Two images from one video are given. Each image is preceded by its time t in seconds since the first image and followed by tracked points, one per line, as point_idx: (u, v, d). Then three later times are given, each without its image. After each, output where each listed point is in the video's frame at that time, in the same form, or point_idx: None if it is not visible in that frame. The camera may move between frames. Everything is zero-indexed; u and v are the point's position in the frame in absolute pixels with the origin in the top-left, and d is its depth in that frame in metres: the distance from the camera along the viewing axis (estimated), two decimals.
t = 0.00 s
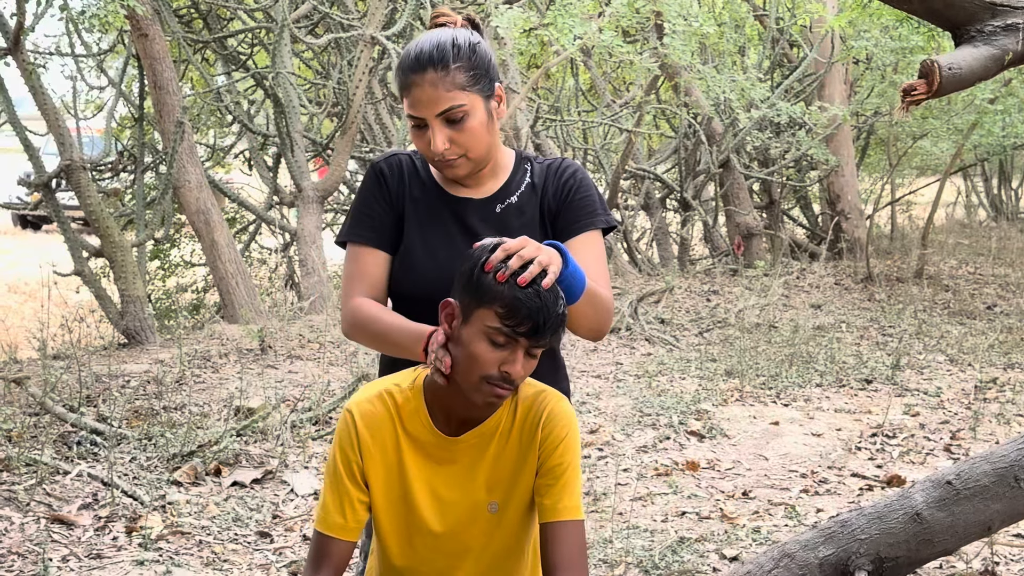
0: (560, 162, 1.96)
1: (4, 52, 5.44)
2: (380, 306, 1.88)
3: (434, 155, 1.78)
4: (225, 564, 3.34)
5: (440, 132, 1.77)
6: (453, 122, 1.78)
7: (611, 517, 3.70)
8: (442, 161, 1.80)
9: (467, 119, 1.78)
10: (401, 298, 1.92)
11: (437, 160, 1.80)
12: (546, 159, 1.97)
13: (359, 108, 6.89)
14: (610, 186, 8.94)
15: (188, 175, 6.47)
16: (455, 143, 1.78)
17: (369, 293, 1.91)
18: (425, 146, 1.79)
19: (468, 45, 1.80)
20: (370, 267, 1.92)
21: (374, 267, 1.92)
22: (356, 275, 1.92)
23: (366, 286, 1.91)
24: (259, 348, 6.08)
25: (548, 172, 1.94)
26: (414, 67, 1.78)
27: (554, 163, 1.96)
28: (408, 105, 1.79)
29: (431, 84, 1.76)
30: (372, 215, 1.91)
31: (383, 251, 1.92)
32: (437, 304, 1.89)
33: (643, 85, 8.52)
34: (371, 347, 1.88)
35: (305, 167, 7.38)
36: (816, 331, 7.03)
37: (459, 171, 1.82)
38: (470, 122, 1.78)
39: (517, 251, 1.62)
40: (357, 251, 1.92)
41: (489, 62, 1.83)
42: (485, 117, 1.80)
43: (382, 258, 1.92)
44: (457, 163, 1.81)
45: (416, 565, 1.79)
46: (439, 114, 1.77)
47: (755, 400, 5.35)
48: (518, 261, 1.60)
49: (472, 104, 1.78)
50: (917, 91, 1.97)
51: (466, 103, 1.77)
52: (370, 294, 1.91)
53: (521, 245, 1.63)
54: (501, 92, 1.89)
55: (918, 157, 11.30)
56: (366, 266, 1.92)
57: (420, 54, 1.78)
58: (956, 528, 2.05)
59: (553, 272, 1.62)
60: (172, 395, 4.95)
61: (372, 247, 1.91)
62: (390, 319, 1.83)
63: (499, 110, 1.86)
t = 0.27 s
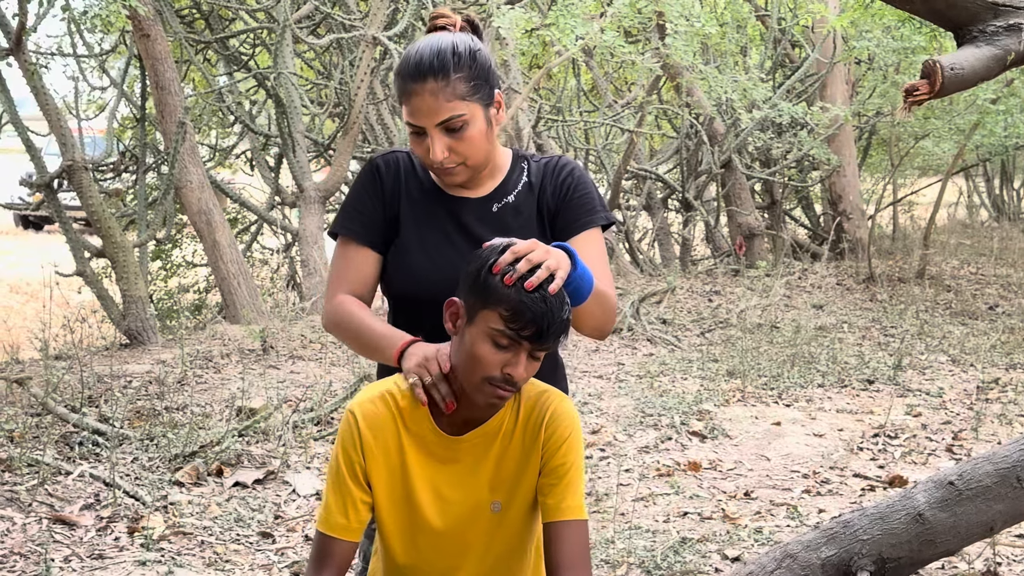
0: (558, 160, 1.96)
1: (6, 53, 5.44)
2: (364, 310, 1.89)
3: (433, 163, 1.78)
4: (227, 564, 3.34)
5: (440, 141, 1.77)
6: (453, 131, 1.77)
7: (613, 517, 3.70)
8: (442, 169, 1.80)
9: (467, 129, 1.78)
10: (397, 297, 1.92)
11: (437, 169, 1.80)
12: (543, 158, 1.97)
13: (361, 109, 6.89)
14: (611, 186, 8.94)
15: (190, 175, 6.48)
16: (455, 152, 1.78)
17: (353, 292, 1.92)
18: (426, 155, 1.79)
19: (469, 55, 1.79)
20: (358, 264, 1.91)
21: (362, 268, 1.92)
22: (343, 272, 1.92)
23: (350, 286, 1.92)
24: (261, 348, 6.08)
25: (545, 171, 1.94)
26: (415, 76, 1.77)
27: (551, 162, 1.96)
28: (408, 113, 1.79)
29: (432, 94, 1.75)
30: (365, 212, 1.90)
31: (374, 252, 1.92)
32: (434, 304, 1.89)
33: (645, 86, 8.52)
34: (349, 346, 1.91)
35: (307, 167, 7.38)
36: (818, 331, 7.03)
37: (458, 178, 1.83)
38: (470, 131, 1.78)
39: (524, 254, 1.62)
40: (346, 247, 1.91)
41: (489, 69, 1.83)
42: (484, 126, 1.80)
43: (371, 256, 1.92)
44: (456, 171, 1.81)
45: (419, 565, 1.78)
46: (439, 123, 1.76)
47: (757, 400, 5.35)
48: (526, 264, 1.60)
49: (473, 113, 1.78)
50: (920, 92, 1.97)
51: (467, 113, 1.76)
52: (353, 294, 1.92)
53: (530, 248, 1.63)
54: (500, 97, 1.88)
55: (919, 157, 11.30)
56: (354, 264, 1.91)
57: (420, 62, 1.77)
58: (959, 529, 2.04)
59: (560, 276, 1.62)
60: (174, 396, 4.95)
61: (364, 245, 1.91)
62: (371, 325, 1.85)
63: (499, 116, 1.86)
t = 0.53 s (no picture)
0: (555, 157, 1.96)
1: (8, 53, 5.45)
2: (335, 303, 1.90)
3: (431, 165, 1.78)
4: (229, 564, 3.34)
5: (438, 144, 1.77)
6: (450, 134, 1.77)
7: (615, 517, 3.70)
8: (439, 171, 1.80)
9: (465, 132, 1.78)
10: (394, 295, 1.92)
11: (435, 172, 1.80)
12: (540, 155, 1.97)
13: (362, 109, 6.89)
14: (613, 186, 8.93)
15: (192, 175, 6.48)
16: (452, 155, 1.78)
17: (323, 280, 1.92)
18: (424, 159, 1.79)
19: (466, 57, 1.79)
20: (337, 255, 1.91)
21: (341, 261, 1.91)
22: (321, 261, 1.91)
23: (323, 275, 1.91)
24: (263, 348, 6.08)
25: (542, 168, 1.94)
26: (412, 80, 1.76)
27: (548, 160, 1.96)
28: (405, 116, 1.78)
29: (429, 98, 1.75)
30: (359, 208, 1.89)
31: (362, 248, 1.92)
32: (431, 302, 1.90)
33: (647, 86, 8.52)
34: (309, 332, 1.91)
35: (309, 167, 7.38)
36: (820, 331, 7.02)
37: (455, 180, 1.83)
38: (468, 134, 1.78)
39: (519, 252, 1.62)
40: (332, 236, 1.90)
41: (486, 70, 1.82)
42: (482, 128, 1.81)
43: (352, 250, 1.91)
44: (454, 173, 1.81)
45: (418, 565, 1.78)
46: (437, 126, 1.76)
47: (759, 400, 5.35)
48: (520, 262, 1.60)
49: (470, 116, 1.77)
50: (921, 91, 1.96)
51: (464, 116, 1.76)
52: (323, 281, 1.91)
53: (524, 246, 1.63)
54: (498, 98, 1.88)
55: (921, 157, 11.29)
56: (335, 256, 1.91)
57: (417, 66, 1.76)
58: (962, 529, 2.04)
59: (555, 274, 1.61)
60: (176, 396, 4.96)
61: (357, 242, 1.90)
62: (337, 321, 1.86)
63: (497, 117, 1.85)
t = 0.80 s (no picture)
0: (550, 154, 1.96)
1: (10, 53, 5.45)
2: (318, 301, 1.88)
3: (425, 168, 1.78)
4: (232, 563, 3.34)
5: (433, 148, 1.76)
6: (445, 138, 1.76)
7: (618, 516, 3.70)
8: (435, 174, 1.80)
9: (460, 134, 1.77)
10: (390, 296, 1.92)
11: (431, 175, 1.80)
12: (535, 152, 1.97)
13: (364, 108, 6.89)
14: (615, 185, 8.93)
15: (194, 175, 6.48)
16: (448, 157, 1.78)
17: (310, 279, 1.91)
18: (419, 162, 1.78)
19: (457, 58, 1.78)
20: (325, 255, 1.91)
21: (331, 260, 1.91)
22: (310, 259, 1.91)
23: (311, 274, 1.91)
24: (265, 348, 6.08)
25: (536, 165, 1.94)
26: (403, 84, 1.75)
27: (543, 156, 1.96)
28: (398, 121, 1.77)
29: (422, 102, 1.73)
30: (353, 209, 1.89)
31: (354, 247, 1.91)
32: (429, 302, 1.89)
33: (648, 85, 8.52)
34: (291, 330, 1.90)
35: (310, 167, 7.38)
36: (823, 330, 7.02)
37: (451, 181, 1.83)
38: (462, 136, 1.78)
39: (519, 254, 1.61)
40: (321, 235, 1.90)
41: (477, 70, 1.81)
42: (476, 129, 1.80)
43: (341, 249, 1.91)
44: (449, 174, 1.81)
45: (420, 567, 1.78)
46: (431, 130, 1.75)
47: (762, 399, 5.35)
48: (520, 264, 1.59)
49: (464, 117, 1.77)
50: (925, 89, 1.95)
51: (458, 119, 1.76)
52: (310, 281, 1.91)
53: (525, 247, 1.62)
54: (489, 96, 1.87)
55: (923, 155, 11.29)
56: (325, 255, 1.91)
57: (408, 69, 1.75)
58: (965, 527, 2.04)
59: (555, 276, 1.61)
60: (178, 395, 4.96)
61: (349, 242, 1.90)
62: (319, 322, 1.84)
63: (489, 115, 1.85)
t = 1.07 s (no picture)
0: (546, 152, 1.96)
1: (12, 53, 5.45)
2: (321, 308, 1.89)
3: (421, 170, 1.78)
4: (234, 563, 3.34)
5: (428, 150, 1.76)
6: (439, 139, 1.77)
7: (621, 515, 3.70)
8: (432, 176, 1.80)
9: (454, 136, 1.77)
10: (388, 297, 1.91)
11: (428, 177, 1.80)
12: (531, 150, 1.97)
13: (366, 108, 6.89)
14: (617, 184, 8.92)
15: (196, 175, 6.49)
16: (444, 158, 1.78)
17: (312, 287, 1.91)
18: (415, 165, 1.78)
19: (447, 60, 1.77)
20: (325, 261, 1.91)
21: (331, 265, 1.91)
22: (310, 267, 1.91)
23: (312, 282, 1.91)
24: (268, 347, 6.08)
25: (533, 163, 1.94)
26: (394, 89, 1.74)
27: (540, 154, 1.96)
28: (391, 125, 1.77)
29: (414, 106, 1.73)
30: (349, 211, 1.89)
31: (352, 250, 1.91)
32: (427, 302, 1.89)
33: (650, 84, 8.51)
34: (294, 337, 1.90)
35: (312, 167, 7.38)
36: (825, 329, 7.01)
37: (448, 182, 1.83)
38: (457, 137, 1.78)
39: (519, 253, 1.60)
40: (320, 240, 1.89)
41: (469, 70, 1.81)
42: (470, 129, 1.80)
43: (341, 255, 1.91)
44: (445, 175, 1.81)
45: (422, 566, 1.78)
46: (425, 133, 1.75)
47: (765, 398, 5.34)
48: (519, 264, 1.59)
49: (458, 118, 1.77)
50: (927, 87, 1.94)
51: (452, 120, 1.76)
52: (312, 289, 1.91)
53: (525, 247, 1.61)
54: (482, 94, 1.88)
55: (925, 154, 11.28)
56: (323, 261, 1.91)
57: (399, 73, 1.75)
58: (969, 525, 2.05)
59: (556, 276, 1.60)
60: (180, 395, 4.96)
61: (347, 245, 1.90)
62: (322, 327, 1.84)
63: (483, 114, 1.85)
